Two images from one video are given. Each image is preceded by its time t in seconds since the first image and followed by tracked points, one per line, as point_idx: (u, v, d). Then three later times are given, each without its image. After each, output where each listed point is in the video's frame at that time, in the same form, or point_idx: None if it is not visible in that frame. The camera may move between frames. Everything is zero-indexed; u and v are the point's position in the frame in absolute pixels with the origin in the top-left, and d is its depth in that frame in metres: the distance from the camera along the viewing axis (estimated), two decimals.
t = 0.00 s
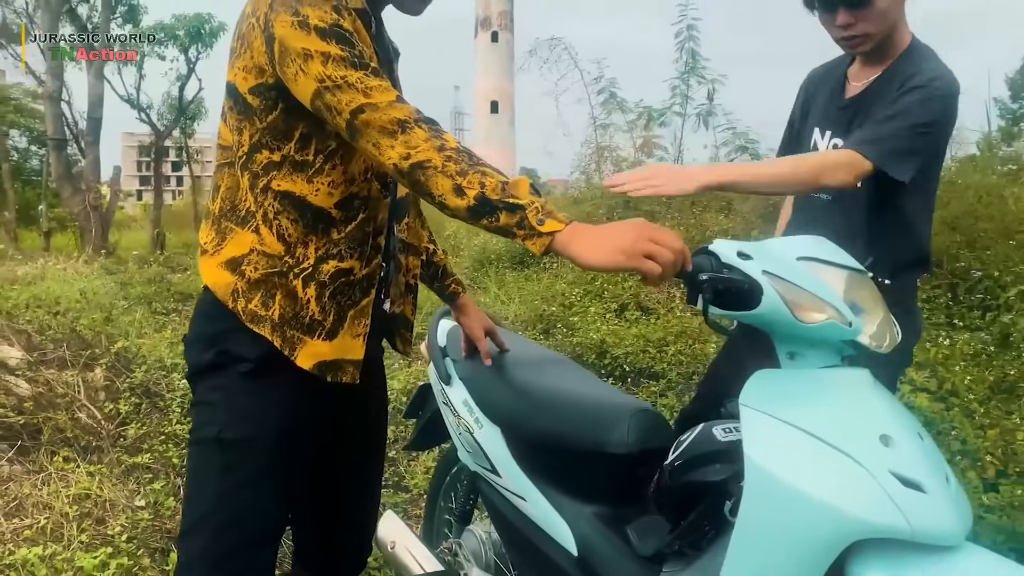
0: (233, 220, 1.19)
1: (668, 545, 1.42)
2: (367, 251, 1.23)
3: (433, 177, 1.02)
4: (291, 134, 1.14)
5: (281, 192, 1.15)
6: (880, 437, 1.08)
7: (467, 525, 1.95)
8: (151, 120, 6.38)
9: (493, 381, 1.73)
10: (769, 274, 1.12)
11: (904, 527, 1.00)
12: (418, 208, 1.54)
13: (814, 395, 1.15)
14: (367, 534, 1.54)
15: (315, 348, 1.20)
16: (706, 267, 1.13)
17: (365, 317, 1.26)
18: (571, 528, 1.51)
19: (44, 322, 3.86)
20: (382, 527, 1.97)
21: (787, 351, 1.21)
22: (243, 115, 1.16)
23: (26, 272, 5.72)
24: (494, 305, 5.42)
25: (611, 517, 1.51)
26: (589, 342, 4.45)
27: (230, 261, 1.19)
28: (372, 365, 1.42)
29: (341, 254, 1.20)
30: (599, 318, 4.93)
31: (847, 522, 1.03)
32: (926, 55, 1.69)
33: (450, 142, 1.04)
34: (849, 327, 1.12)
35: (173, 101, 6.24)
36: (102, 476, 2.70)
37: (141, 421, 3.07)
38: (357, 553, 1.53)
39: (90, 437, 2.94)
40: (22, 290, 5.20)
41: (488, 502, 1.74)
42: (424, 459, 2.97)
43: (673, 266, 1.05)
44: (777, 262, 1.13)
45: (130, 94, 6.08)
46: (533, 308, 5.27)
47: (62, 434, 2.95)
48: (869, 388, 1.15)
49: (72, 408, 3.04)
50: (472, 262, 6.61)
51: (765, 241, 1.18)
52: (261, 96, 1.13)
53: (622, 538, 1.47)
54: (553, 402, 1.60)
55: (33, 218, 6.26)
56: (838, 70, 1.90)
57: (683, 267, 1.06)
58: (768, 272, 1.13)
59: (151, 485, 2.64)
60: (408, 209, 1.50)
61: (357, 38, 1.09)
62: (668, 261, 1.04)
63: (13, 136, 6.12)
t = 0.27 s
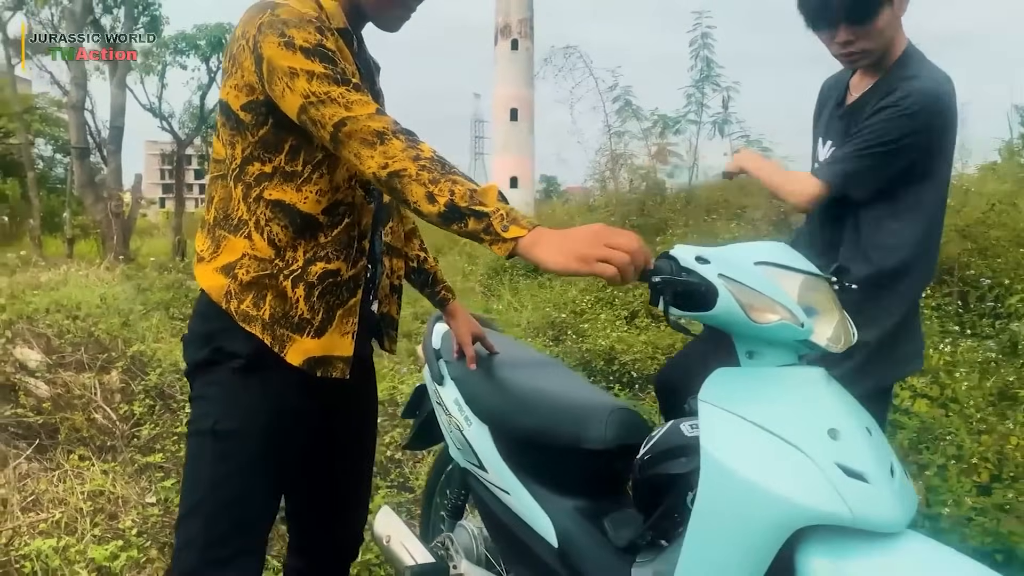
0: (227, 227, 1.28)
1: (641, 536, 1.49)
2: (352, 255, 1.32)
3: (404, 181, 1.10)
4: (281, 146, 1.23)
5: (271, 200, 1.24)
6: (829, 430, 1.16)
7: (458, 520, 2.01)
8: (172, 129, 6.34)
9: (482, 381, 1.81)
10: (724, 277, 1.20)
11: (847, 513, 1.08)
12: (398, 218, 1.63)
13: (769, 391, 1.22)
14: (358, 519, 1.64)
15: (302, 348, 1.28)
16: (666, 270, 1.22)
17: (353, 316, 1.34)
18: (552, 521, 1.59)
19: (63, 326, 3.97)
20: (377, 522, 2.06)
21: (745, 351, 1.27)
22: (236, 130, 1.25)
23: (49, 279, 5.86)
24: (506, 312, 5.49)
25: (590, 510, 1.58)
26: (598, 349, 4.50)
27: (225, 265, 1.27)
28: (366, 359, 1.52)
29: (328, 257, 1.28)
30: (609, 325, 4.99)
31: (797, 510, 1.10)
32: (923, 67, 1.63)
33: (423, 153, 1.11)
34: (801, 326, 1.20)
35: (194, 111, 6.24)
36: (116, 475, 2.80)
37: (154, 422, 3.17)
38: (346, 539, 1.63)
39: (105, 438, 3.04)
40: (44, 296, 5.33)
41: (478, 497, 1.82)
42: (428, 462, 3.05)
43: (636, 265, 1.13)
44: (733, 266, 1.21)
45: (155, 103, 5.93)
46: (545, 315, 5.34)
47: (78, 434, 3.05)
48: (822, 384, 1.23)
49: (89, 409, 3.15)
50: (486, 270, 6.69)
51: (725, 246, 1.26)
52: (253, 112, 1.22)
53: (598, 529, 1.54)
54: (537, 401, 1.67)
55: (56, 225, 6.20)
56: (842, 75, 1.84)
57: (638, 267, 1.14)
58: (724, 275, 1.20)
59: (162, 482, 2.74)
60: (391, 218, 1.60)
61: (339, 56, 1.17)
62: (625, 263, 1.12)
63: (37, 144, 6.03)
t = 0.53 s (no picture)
0: (229, 237, 1.37)
1: (624, 534, 1.56)
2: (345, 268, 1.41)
3: (323, 235, 1.18)
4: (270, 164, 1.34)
5: (265, 213, 1.34)
6: (789, 432, 1.23)
7: (456, 520, 2.09)
8: (198, 140, 6.55)
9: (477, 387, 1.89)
10: (692, 287, 1.28)
11: (802, 510, 1.15)
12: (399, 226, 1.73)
13: (736, 394, 1.30)
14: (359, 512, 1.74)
15: (298, 354, 1.37)
16: (636, 281, 1.31)
17: (349, 322, 1.43)
18: (541, 520, 1.66)
19: (87, 332, 4.12)
20: (379, 521, 2.14)
21: (715, 357, 1.35)
22: (232, 147, 1.36)
23: (75, 287, 6.08)
24: (521, 321, 5.60)
25: (578, 509, 1.65)
26: (608, 356, 4.56)
27: (227, 274, 1.36)
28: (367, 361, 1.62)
29: (320, 269, 1.38)
30: (619, 331, 5.08)
31: (754, 505, 1.18)
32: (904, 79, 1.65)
33: (340, 212, 1.18)
34: (765, 334, 1.27)
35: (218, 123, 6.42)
36: (134, 476, 2.91)
37: (172, 426, 3.28)
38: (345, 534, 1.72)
39: (124, 440, 3.15)
40: (70, 303, 5.52)
41: (474, 497, 1.90)
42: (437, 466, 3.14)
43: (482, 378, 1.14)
44: (700, 276, 1.29)
45: (176, 114, 6.19)
46: (557, 323, 5.44)
47: (98, 436, 3.16)
48: (787, 387, 1.30)
49: (109, 413, 3.27)
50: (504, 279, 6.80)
51: (696, 259, 1.34)
52: (240, 133, 1.33)
53: (584, 527, 1.61)
54: (527, 405, 1.75)
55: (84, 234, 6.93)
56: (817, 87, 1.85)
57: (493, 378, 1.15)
58: (691, 285, 1.28)
59: (177, 484, 2.84)
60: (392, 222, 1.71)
61: (311, 92, 1.27)
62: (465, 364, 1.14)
63: (68, 156, 6.74)
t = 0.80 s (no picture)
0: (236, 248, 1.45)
1: (615, 538, 1.63)
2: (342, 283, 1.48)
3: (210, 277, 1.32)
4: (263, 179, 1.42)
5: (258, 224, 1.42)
6: (767, 441, 1.28)
7: (458, 525, 2.15)
8: (216, 152, 6.71)
9: (476, 395, 1.95)
10: (673, 301, 1.34)
11: (777, 514, 1.20)
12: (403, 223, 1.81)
13: (718, 405, 1.35)
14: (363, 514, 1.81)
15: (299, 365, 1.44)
16: (622, 295, 1.38)
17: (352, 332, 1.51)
18: (536, 524, 1.71)
19: (105, 341, 4.22)
20: (383, 526, 2.21)
21: (698, 368, 1.40)
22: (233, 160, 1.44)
23: (95, 297, 6.24)
24: (532, 330, 5.67)
25: (572, 515, 1.71)
26: (617, 366, 4.62)
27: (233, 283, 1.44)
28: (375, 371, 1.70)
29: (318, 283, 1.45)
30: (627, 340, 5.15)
31: (731, 509, 1.24)
32: (883, 97, 1.71)
33: (238, 269, 1.31)
34: (744, 345, 1.32)
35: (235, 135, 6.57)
36: (150, 481, 2.99)
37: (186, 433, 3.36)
38: (352, 537, 1.79)
39: (140, 447, 3.23)
40: (90, 312, 5.66)
41: (474, 503, 1.96)
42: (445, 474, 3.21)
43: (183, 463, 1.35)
44: (682, 291, 1.35)
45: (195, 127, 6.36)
46: (567, 331, 5.51)
47: (115, 443, 3.24)
48: (766, 397, 1.35)
49: (126, 420, 3.35)
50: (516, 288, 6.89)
51: (680, 275, 1.40)
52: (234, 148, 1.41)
53: (578, 532, 1.67)
54: (525, 413, 1.81)
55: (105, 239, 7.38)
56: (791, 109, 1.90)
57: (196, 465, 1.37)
58: (673, 299, 1.35)
59: (191, 489, 2.92)
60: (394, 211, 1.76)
61: (289, 126, 1.34)
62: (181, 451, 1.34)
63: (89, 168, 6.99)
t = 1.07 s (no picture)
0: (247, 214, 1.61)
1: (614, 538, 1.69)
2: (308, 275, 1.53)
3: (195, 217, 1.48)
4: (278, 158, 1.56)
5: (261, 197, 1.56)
6: (758, 442, 1.33)
7: (464, 527, 2.21)
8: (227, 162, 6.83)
9: (481, 400, 2.01)
10: (668, 309, 1.40)
11: (766, 511, 1.26)
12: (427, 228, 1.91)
13: (711, 409, 1.41)
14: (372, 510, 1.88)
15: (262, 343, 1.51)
16: (618, 303, 1.44)
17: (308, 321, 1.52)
18: (538, 526, 1.77)
19: (120, 348, 4.31)
20: (391, 527, 2.27)
21: (692, 373, 1.46)
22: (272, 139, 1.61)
23: (109, 305, 6.35)
24: (540, 338, 5.74)
25: (573, 516, 1.76)
26: (623, 373, 4.67)
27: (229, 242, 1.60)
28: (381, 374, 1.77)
29: (288, 272, 1.52)
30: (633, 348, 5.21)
31: (721, 507, 1.29)
32: (866, 110, 1.77)
33: (207, 208, 1.44)
34: (736, 351, 1.38)
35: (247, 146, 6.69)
36: (164, 485, 3.06)
37: (199, 438, 3.44)
38: (358, 530, 1.85)
39: (154, 452, 3.30)
40: (105, 320, 5.77)
41: (479, 505, 2.02)
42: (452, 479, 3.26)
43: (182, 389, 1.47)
44: (677, 299, 1.41)
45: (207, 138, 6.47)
46: (574, 339, 5.57)
47: (130, 448, 3.32)
48: (758, 402, 1.40)
49: (140, 426, 3.43)
50: (524, 296, 6.96)
51: (675, 284, 1.46)
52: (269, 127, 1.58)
53: (578, 533, 1.73)
54: (525, 417, 1.87)
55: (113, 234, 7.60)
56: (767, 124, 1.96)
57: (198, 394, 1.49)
58: (667, 307, 1.41)
59: (204, 493, 2.99)
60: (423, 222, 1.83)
61: (294, 112, 1.45)
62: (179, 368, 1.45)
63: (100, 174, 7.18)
